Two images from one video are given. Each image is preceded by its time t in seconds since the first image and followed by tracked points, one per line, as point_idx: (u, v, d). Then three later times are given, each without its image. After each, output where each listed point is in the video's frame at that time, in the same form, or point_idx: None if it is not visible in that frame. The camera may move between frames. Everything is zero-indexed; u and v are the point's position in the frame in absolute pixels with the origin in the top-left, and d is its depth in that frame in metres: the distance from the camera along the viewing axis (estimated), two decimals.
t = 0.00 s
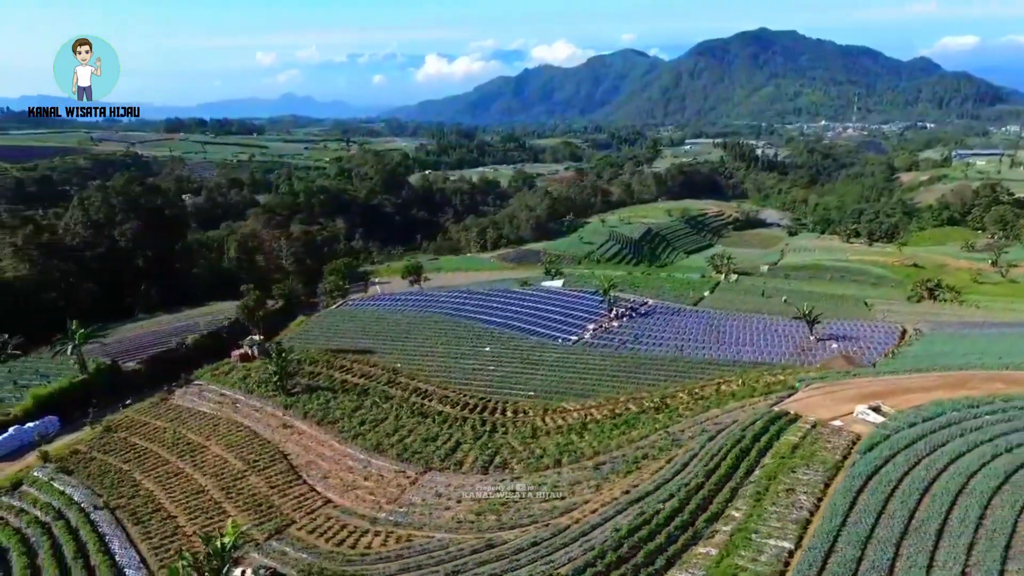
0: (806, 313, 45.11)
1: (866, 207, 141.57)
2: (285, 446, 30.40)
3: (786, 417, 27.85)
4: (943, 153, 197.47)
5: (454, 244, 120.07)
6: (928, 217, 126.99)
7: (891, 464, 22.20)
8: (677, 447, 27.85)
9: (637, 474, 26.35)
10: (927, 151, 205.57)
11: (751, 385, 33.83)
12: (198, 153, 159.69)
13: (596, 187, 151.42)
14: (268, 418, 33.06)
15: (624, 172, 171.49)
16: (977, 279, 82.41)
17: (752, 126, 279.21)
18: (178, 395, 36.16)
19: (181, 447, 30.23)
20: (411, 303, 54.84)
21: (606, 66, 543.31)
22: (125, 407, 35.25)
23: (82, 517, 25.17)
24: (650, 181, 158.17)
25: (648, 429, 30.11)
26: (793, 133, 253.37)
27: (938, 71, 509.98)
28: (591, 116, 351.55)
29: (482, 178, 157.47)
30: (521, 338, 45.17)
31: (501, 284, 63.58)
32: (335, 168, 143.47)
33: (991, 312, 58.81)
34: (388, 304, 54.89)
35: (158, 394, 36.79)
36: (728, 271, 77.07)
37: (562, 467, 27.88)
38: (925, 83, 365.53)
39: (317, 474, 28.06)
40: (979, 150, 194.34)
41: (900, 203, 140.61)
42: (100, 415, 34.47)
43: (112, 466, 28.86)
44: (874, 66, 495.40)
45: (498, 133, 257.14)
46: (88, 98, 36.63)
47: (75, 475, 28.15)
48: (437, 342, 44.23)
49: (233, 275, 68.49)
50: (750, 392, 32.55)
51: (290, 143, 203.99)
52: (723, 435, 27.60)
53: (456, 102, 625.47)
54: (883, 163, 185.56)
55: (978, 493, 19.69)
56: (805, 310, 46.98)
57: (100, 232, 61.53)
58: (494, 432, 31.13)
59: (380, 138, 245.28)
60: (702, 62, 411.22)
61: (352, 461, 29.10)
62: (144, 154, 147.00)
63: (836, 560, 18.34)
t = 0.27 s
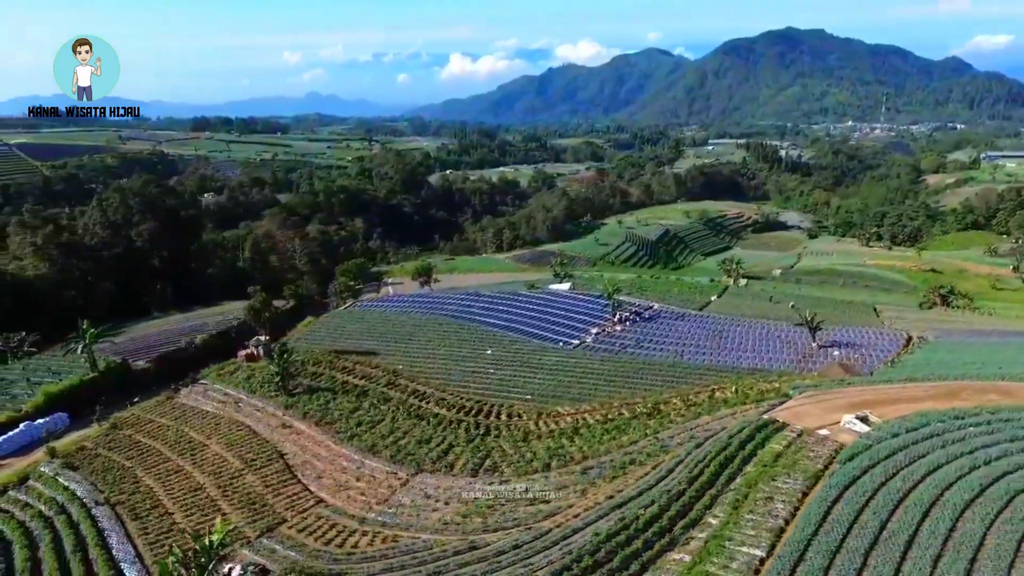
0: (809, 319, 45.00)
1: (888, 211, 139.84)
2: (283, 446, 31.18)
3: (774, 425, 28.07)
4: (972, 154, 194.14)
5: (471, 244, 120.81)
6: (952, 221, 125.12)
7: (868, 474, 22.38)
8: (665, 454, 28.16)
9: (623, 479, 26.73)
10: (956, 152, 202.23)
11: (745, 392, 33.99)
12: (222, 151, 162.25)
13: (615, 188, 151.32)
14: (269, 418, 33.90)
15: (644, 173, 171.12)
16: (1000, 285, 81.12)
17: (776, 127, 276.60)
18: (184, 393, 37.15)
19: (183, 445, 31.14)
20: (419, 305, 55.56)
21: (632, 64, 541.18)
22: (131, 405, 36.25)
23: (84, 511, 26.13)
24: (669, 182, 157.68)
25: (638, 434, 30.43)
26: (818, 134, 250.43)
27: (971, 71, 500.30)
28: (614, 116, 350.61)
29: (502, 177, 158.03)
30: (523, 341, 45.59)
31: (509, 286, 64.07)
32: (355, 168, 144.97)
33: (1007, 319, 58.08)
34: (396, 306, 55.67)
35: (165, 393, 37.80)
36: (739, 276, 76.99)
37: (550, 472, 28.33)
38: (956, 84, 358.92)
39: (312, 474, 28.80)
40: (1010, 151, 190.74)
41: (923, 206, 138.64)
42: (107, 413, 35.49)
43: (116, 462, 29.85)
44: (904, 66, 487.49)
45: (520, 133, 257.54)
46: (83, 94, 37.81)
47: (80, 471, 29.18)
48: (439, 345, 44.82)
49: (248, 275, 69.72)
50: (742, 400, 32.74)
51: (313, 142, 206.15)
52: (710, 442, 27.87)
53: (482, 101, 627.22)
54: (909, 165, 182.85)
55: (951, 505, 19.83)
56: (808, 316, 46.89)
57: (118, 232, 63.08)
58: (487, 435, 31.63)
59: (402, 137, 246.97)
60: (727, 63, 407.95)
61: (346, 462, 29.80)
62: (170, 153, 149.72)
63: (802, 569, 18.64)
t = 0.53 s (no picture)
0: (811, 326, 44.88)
1: (911, 214, 138.10)
2: (281, 446, 31.95)
3: (761, 433, 28.28)
4: (1002, 157, 190.53)
5: (487, 244, 121.51)
6: (975, 225, 123.23)
7: (846, 485, 22.58)
8: (652, 460, 28.49)
9: (609, 485, 27.12)
10: (985, 155, 198.59)
11: (738, 399, 34.16)
12: (245, 151, 164.66)
13: (633, 189, 151.07)
14: (269, 418, 34.69)
15: (663, 174, 170.68)
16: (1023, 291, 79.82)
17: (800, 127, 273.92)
18: (189, 393, 38.14)
19: (184, 443, 32.05)
20: (425, 307, 56.23)
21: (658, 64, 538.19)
22: (138, 404, 37.26)
23: (85, 506, 27.07)
24: (689, 183, 157.13)
25: (628, 440, 30.83)
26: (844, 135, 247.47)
27: (1004, 71, 490.71)
28: (637, 116, 349.48)
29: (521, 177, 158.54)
30: (524, 345, 46.03)
31: (517, 289, 64.53)
32: (375, 168, 146.37)
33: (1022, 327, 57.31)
34: (403, 308, 56.42)
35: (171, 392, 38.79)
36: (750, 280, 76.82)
37: (539, 475, 28.82)
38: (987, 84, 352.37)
39: (306, 475, 29.53)
40: None
41: (947, 209, 136.67)
42: (114, 411, 36.49)
43: (119, 458, 30.83)
44: (934, 66, 479.48)
45: (541, 133, 257.81)
46: (81, 93, 39.20)
47: (85, 467, 30.18)
48: (441, 347, 45.39)
49: (262, 275, 70.92)
50: (734, 407, 32.92)
51: (335, 141, 208.17)
52: (697, 448, 28.18)
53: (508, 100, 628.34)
54: (934, 167, 180.11)
55: (923, 517, 19.99)
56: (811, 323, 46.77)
57: (135, 232, 64.58)
58: (480, 439, 32.18)
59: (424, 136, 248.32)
60: (753, 62, 404.35)
61: (341, 463, 30.49)
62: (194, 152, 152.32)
63: None
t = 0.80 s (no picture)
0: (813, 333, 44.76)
1: (934, 217, 136.28)
2: (279, 446, 32.71)
3: (749, 440, 28.50)
4: None
5: (503, 244, 122.11)
6: (999, 230, 121.33)
7: (824, 494, 22.80)
8: (639, 466, 28.82)
9: (595, 490, 27.49)
10: (1014, 157, 194.99)
11: (731, 406, 34.35)
12: (268, 150, 166.84)
13: (652, 190, 150.76)
14: (270, 418, 35.48)
15: (684, 175, 170.05)
16: None
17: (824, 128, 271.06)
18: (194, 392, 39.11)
19: (186, 442, 32.94)
20: (432, 309, 56.89)
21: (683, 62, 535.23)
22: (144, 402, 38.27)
23: (87, 501, 28.02)
24: (709, 184, 156.46)
25: (618, 445, 31.21)
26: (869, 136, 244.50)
27: None
28: (660, 117, 348.01)
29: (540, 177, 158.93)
30: (525, 349, 46.45)
31: (524, 292, 64.99)
32: (395, 167, 147.62)
33: None
34: (410, 309, 57.11)
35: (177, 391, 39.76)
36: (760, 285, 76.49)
37: (528, 479, 29.28)
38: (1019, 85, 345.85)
39: (301, 475, 30.26)
40: None
41: (971, 212, 134.68)
42: (121, 409, 37.51)
43: (122, 455, 31.81)
44: (965, 66, 471.28)
45: (562, 133, 257.87)
46: (80, 92, 40.29)
47: (89, 463, 31.16)
48: (443, 350, 45.96)
49: (274, 275, 72.09)
50: (727, 414, 33.11)
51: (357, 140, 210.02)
52: (684, 455, 28.46)
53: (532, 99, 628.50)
54: (960, 170, 177.39)
55: (894, 528, 20.19)
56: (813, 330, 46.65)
57: (151, 232, 66.02)
58: (473, 442, 32.71)
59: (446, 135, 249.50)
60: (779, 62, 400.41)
61: (336, 463, 31.17)
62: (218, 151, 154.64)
63: None
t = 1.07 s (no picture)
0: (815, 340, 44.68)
1: (958, 220, 134.18)
2: (277, 446, 33.51)
3: (736, 447, 28.75)
4: None
5: (519, 245, 122.52)
6: None
7: (801, 503, 23.05)
8: (627, 471, 29.18)
9: (581, 494, 27.91)
10: None
11: (724, 413, 34.54)
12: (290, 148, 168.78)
13: (671, 191, 150.19)
14: (270, 418, 36.28)
15: (703, 176, 169.13)
16: None
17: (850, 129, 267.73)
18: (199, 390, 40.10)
19: (188, 440, 33.86)
20: (438, 311, 57.53)
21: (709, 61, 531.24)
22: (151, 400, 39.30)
23: (89, 497, 28.98)
24: (729, 185, 155.41)
25: (608, 450, 31.60)
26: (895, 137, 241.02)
27: None
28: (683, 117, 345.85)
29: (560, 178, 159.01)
30: (527, 352, 46.89)
31: (532, 295, 65.44)
32: (413, 167, 148.60)
33: None
34: (417, 311, 57.81)
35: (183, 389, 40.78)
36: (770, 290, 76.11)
37: (517, 482, 29.78)
38: None
39: (297, 474, 31.01)
40: None
41: (997, 216, 132.33)
42: (128, 407, 38.55)
43: (127, 452, 32.80)
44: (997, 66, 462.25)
45: (583, 133, 257.41)
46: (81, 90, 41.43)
47: (94, 459, 32.17)
48: (446, 352, 46.54)
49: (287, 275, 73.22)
50: (719, 420, 33.31)
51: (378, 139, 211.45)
52: (670, 460, 28.77)
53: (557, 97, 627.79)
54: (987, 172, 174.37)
55: (866, 539, 20.49)
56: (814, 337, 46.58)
57: (167, 232, 67.41)
58: (466, 444, 33.27)
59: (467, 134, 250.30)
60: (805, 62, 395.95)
61: (331, 463, 31.88)
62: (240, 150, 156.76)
63: None
